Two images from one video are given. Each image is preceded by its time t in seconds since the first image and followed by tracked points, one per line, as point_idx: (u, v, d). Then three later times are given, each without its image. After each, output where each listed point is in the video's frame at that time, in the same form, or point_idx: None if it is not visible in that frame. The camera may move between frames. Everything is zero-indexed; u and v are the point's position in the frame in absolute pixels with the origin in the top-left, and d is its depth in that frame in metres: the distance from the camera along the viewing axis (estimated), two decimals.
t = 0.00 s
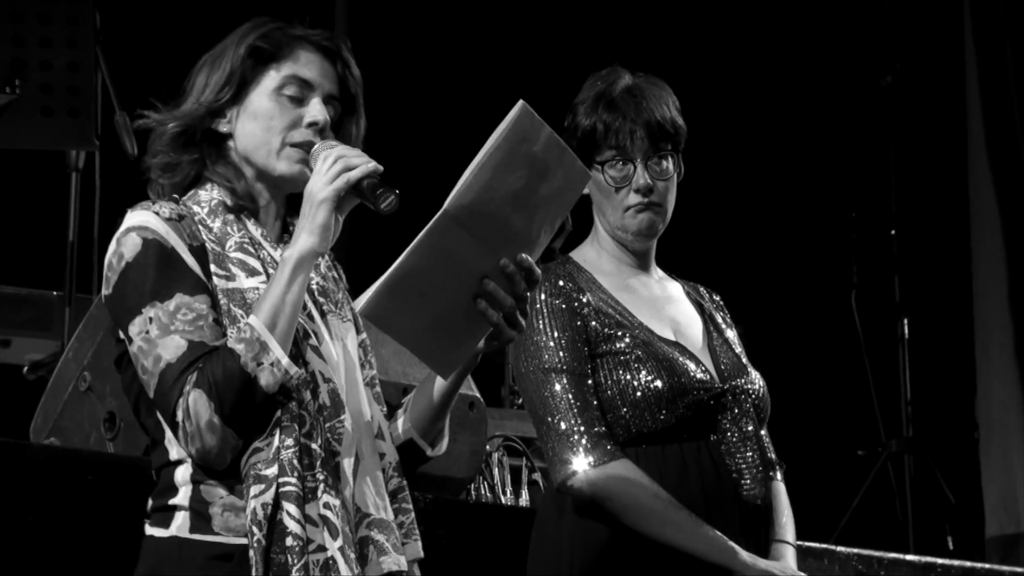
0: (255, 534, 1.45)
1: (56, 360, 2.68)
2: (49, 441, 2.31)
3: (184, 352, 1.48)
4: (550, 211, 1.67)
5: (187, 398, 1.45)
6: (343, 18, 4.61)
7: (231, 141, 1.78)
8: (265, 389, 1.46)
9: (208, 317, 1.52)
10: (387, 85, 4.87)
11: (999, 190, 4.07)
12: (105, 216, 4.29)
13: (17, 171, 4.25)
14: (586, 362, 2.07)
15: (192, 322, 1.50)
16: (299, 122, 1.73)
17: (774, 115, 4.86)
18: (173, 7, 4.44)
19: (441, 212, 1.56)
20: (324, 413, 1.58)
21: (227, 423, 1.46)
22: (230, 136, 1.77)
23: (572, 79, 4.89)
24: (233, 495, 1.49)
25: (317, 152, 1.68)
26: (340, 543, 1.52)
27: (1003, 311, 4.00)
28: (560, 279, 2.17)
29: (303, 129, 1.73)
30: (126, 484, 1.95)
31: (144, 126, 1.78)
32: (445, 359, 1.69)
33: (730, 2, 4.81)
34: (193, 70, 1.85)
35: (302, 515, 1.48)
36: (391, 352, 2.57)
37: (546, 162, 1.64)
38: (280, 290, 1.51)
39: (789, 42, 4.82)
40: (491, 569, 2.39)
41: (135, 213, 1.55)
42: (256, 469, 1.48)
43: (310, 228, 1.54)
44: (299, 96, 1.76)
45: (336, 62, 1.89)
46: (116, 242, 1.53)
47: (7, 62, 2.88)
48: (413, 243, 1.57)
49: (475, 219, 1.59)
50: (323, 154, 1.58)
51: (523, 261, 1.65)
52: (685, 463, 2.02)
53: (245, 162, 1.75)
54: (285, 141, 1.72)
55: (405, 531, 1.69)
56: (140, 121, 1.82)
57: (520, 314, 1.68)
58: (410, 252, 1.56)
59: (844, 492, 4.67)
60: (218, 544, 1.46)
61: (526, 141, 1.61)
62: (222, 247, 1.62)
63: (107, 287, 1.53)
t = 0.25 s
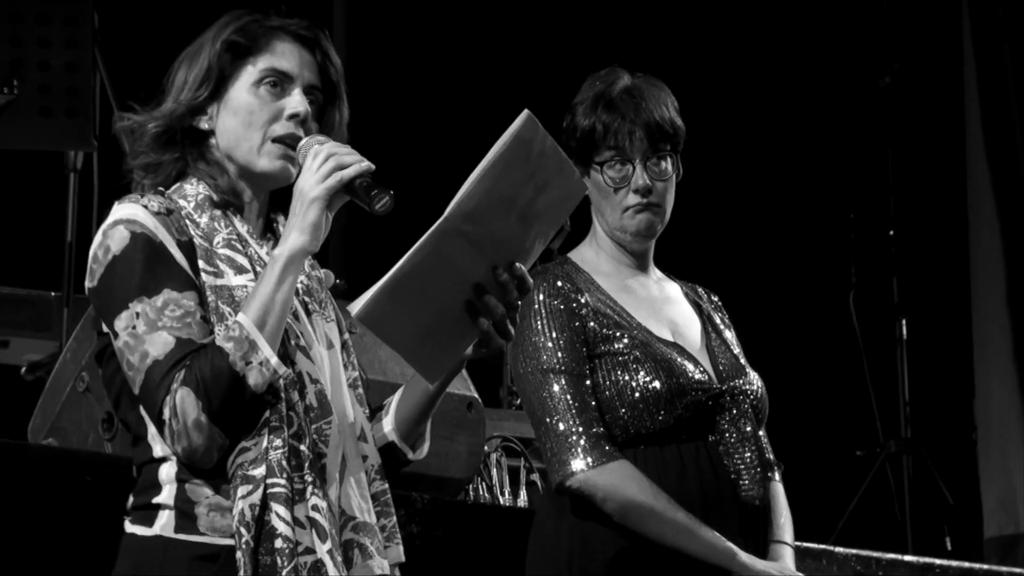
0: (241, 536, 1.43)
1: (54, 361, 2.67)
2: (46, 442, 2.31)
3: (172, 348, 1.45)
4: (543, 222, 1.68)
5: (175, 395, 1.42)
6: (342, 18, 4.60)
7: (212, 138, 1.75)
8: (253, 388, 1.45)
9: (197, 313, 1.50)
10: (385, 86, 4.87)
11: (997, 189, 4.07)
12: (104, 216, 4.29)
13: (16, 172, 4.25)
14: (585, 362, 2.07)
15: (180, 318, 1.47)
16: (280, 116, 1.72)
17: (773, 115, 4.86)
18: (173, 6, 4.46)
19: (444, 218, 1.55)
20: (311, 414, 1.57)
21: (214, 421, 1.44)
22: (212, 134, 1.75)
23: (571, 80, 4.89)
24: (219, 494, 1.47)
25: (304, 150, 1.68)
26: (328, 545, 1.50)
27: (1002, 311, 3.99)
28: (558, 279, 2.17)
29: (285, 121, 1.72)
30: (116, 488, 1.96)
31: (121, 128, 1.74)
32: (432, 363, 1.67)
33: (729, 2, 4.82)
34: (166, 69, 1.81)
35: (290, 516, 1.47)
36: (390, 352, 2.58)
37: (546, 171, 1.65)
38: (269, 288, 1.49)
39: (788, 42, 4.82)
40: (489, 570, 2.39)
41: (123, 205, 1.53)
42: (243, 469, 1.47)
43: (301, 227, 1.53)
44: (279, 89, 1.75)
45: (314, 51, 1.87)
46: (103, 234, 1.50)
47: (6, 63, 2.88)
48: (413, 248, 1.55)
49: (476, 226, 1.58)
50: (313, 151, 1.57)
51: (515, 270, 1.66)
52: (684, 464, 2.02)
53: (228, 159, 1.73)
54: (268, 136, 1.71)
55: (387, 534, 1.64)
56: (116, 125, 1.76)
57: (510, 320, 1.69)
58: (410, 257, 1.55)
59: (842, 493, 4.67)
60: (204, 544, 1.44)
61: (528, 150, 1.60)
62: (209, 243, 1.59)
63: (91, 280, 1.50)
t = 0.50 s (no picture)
0: (217, 538, 1.43)
1: (52, 361, 2.68)
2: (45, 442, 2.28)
3: (151, 348, 1.45)
4: (524, 219, 1.72)
5: (153, 396, 1.43)
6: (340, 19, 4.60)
7: (200, 132, 1.74)
8: (231, 387, 1.44)
9: (177, 312, 1.50)
10: (384, 86, 4.87)
11: (996, 189, 4.06)
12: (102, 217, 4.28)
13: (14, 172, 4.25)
14: (583, 363, 2.07)
15: (160, 317, 1.47)
16: (269, 109, 1.71)
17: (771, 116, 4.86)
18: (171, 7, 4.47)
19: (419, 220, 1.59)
20: (292, 412, 1.56)
21: (192, 421, 1.44)
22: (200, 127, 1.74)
23: (570, 80, 4.89)
24: (198, 495, 1.46)
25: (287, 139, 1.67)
26: (306, 546, 1.49)
27: (1001, 311, 3.99)
28: (557, 279, 2.17)
29: (274, 115, 1.71)
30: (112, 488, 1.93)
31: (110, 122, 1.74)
32: (416, 361, 1.73)
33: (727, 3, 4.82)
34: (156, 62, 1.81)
35: (267, 518, 1.47)
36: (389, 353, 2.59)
37: (524, 171, 1.69)
38: (248, 284, 1.49)
39: (786, 42, 4.82)
40: (488, 570, 2.39)
41: (104, 204, 1.53)
42: (222, 469, 1.47)
43: (279, 222, 1.53)
44: (268, 83, 1.74)
45: (303, 44, 1.86)
46: (84, 233, 1.51)
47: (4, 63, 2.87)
48: (389, 249, 1.61)
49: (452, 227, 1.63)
50: (291, 146, 1.58)
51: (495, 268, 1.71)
52: (683, 465, 2.02)
53: (216, 153, 1.72)
54: (257, 129, 1.69)
55: (372, 533, 1.63)
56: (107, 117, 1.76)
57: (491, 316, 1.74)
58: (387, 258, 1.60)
59: (841, 493, 4.66)
60: (183, 545, 1.44)
61: (504, 151, 1.64)
62: (192, 241, 1.59)
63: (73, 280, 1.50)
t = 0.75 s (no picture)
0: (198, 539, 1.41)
1: (51, 361, 2.68)
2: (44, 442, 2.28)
3: (133, 349, 1.44)
4: (505, 214, 1.63)
5: (134, 396, 1.42)
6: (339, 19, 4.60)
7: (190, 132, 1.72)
8: (211, 386, 1.43)
9: (161, 312, 1.49)
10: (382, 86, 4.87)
11: (994, 190, 4.06)
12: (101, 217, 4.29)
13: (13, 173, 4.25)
14: (580, 364, 2.07)
15: (142, 318, 1.47)
16: (257, 109, 1.69)
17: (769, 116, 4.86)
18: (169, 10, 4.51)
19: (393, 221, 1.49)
20: (277, 412, 1.55)
21: (173, 422, 1.43)
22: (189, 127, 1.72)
23: (568, 81, 4.89)
24: (181, 495, 1.45)
25: (273, 135, 1.65)
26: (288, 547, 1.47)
27: (999, 312, 3.99)
28: (555, 280, 2.17)
29: (262, 115, 1.68)
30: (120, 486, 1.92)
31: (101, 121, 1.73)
32: (395, 361, 1.65)
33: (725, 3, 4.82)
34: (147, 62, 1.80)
35: (248, 519, 1.45)
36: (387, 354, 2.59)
37: (505, 163, 1.58)
38: (230, 283, 1.48)
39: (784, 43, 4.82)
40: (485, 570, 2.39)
41: (89, 204, 1.52)
42: (204, 469, 1.44)
43: (259, 220, 1.52)
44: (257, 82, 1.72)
45: (294, 42, 1.84)
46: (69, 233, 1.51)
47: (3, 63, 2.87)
48: (363, 250, 1.50)
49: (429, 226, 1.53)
50: (274, 144, 1.56)
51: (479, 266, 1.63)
52: (681, 465, 2.02)
53: (206, 153, 1.69)
54: (245, 129, 1.67)
55: (362, 533, 1.63)
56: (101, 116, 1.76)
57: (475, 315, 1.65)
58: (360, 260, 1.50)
59: (840, 494, 4.67)
60: (167, 545, 1.42)
61: (483, 145, 1.53)
62: (178, 240, 1.58)
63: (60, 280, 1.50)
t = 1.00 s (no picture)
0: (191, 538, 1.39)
1: (49, 361, 2.68)
2: (43, 441, 2.29)
3: (128, 348, 1.41)
4: (503, 215, 1.62)
5: (129, 396, 1.39)
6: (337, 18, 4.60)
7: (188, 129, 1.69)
8: (208, 387, 1.40)
9: (156, 312, 1.45)
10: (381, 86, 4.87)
11: (992, 191, 4.06)
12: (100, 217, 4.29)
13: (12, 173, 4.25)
14: (578, 364, 2.08)
15: (138, 317, 1.43)
16: (258, 108, 1.65)
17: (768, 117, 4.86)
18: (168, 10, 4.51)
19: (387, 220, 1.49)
20: (271, 412, 1.52)
21: (169, 422, 1.40)
22: (188, 124, 1.69)
23: (567, 81, 4.89)
24: (176, 495, 1.42)
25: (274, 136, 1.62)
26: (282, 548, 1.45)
27: (996, 313, 3.98)
28: (552, 280, 2.18)
29: (263, 114, 1.65)
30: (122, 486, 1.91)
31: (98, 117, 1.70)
32: (391, 361, 1.65)
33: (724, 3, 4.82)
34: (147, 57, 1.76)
35: (242, 519, 1.42)
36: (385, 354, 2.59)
37: (501, 164, 1.58)
38: (226, 284, 1.44)
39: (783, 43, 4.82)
40: (483, 570, 2.39)
41: (85, 202, 1.48)
42: (199, 469, 1.43)
43: (256, 222, 1.47)
44: (258, 81, 1.68)
45: (294, 41, 1.80)
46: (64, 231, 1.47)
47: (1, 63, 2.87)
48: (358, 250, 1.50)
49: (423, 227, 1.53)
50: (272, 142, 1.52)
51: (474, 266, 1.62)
52: (678, 465, 2.02)
53: (205, 151, 1.66)
54: (246, 128, 1.64)
55: (357, 533, 1.60)
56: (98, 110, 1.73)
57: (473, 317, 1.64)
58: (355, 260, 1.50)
59: (838, 494, 4.67)
60: (162, 545, 1.40)
61: (478, 145, 1.53)
62: (174, 240, 1.54)
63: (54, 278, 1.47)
